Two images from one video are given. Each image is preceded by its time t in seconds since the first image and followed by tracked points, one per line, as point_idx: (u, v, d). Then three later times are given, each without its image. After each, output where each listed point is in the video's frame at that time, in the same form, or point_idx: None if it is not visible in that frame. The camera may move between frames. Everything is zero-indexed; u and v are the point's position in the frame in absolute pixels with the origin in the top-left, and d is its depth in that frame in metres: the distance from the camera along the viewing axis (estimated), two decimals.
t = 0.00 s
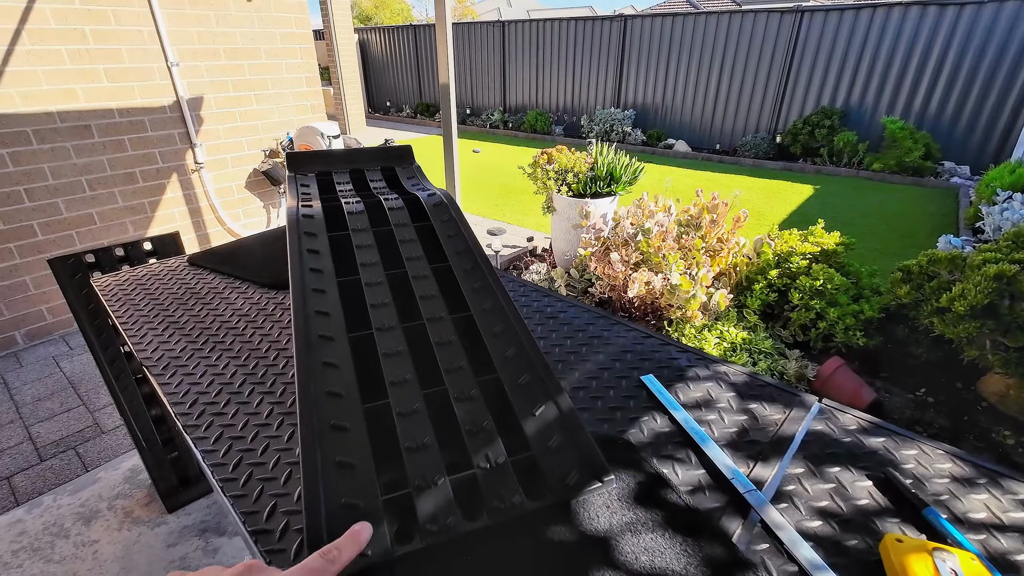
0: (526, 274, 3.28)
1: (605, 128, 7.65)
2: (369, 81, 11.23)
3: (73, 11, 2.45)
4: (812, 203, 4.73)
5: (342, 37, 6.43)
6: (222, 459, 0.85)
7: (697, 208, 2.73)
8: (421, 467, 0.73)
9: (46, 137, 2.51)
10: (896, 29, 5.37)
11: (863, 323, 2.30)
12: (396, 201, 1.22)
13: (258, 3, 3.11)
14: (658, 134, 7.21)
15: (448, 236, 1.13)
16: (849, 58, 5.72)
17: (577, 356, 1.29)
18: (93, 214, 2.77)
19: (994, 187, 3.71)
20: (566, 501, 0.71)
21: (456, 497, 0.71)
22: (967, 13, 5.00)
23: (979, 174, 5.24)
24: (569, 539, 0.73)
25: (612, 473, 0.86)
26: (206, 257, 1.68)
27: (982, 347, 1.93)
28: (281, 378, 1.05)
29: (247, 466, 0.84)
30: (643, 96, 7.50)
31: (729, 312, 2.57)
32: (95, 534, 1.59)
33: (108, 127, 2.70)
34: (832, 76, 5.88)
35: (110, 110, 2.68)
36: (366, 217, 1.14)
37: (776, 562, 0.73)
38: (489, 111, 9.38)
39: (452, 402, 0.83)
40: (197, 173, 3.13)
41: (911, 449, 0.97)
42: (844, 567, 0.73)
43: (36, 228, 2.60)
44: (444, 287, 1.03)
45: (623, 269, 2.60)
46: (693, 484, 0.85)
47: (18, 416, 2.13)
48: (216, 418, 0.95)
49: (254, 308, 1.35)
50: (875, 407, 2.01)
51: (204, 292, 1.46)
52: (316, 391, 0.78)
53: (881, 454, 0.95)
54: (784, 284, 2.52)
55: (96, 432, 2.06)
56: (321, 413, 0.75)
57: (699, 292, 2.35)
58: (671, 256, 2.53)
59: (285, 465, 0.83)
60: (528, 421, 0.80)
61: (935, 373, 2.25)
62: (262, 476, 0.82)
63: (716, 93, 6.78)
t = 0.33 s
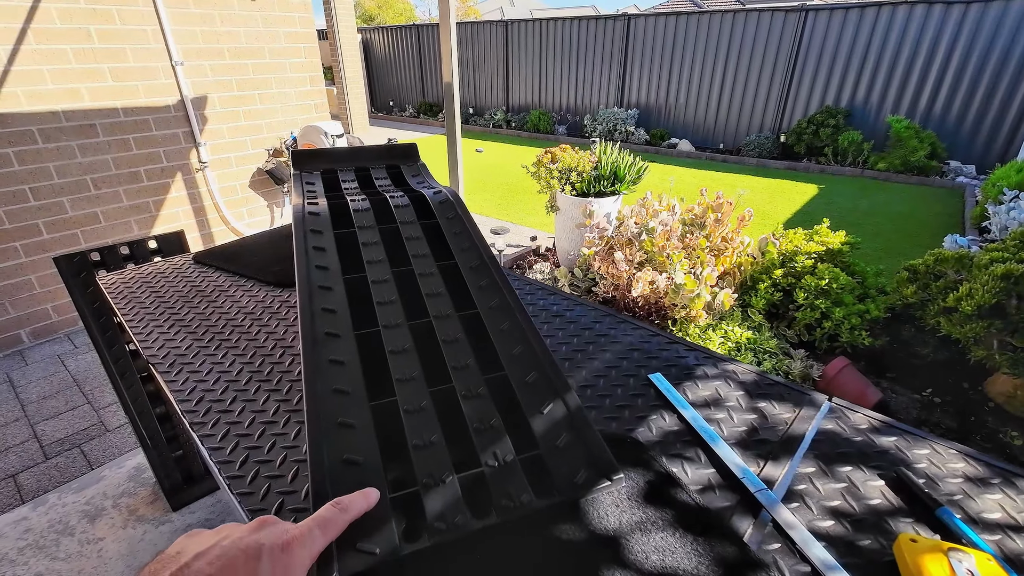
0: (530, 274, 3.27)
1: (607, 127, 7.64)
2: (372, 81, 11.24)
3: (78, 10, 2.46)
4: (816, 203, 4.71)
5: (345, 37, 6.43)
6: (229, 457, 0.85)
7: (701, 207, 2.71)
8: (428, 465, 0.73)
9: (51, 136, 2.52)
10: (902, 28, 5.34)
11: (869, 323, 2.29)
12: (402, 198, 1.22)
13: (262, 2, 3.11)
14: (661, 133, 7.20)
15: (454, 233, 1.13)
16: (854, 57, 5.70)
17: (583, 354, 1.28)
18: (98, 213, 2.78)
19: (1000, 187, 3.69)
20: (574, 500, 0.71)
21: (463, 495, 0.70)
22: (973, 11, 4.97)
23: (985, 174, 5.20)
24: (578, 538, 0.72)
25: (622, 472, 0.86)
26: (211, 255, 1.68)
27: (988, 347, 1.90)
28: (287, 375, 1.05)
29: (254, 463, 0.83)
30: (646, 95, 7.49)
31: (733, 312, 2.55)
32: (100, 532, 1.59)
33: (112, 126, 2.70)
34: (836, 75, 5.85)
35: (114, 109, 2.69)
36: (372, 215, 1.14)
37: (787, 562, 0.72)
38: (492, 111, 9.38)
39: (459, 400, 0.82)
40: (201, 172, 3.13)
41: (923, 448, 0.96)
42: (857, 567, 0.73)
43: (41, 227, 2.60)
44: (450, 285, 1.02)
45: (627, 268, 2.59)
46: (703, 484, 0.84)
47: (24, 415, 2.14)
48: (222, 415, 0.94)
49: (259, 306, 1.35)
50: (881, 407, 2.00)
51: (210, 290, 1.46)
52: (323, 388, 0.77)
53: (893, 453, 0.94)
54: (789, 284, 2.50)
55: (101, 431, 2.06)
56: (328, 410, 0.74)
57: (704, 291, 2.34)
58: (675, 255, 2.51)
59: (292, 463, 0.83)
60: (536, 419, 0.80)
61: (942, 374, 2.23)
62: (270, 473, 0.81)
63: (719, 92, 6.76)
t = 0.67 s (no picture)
0: (531, 273, 3.27)
1: (608, 126, 7.66)
2: (373, 79, 11.22)
3: (81, 9, 2.46)
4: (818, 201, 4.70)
5: (346, 35, 6.42)
6: (231, 456, 0.84)
7: (704, 206, 2.71)
8: (432, 465, 0.72)
9: (52, 135, 2.52)
10: (905, 26, 5.31)
11: (871, 322, 2.28)
12: (404, 197, 1.21)
13: None
14: (663, 132, 7.18)
15: (457, 232, 1.12)
16: (857, 56, 5.67)
17: (586, 353, 1.28)
18: (99, 212, 2.78)
19: (1003, 186, 3.68)
20: (579, 500, 0.71)
21: (468, 496, 0.70)
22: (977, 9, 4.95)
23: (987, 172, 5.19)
24: (582, 539, 0.73)
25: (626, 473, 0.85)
26: (213, 254, 1.68)
27: (992, 347, 1.89)
28: (289, 374, 1.05)
29: (257, 463, 0.83)
30: (648, 94, 7.47)
31: (735, 311, 2.55)
32: (102, 530, 1.59)
33: (114, 125, 2.70)
34: (839, 73, 5.84)
35: (115, 107, 2.69)
36: (375, 214, 1.13)
37: (794, 564, 0.71)
38: (493, 109, 9.37)
39: (463, 400, 0.81)
40: (203, 171, 3.13)
41: (929, 449, 0.95)
42: (864, 569, 0.72)
43: (42, 226, 2.60)
44: (453, 284, 1.01)
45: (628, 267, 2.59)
46: (708, 484, 0.84)
47: (25, 413, 2.14)
48: (224, 414, 0.94)
49: (261, 305, 1.34)
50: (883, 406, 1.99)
51: (212, 288, 1.46)
52: (326, 387, 0.77)
53: (899, 454, 0.94)
54: (791, 283, 2.50)
55: (103, 429, 2.06)
56: (331, 411, 0.74)
57: (706, 291, 2.34)
58: (678, 254, 2.50)
59: (295, 463, 0.83)
60: (540, 419, 0.79)
61: (945, 373, 2.22)
62: (272, 473, 0.81)
63: (721, 91, 6.74)
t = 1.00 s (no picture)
0: (532, 271, 3.27)
1: (609, 124, 7.66)
2: (374, 77, 11.21)
3: (80, 7, 2.45)
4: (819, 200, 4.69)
5: (347, 33, 6.41)
6: (230, 456, 0.84)
7: (704, 205, 2.71)
8: (431, 465, 0.72)
9: (53, 132, 2.51)
10: (906, 24, 5.30)
11: (871, 322, 2.27)
12: (404, 196, 1.21)
13: None
14: (664, 130, 7.16)
15: (457, 231, 1.12)
16: (858, 54, 5.66)
17: (585, 353, 1.28)
18: (100, 210, 2.78)
19: (1005, 184, 3.68)
20: (578, 500, 0.71)
21: (466, 496, 0.70)
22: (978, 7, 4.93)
23: (988, 171, 5.18)
24: (581, 540, 0.73)
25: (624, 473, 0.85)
26: (213, 252, 1.68)
27: (993, 347, 1.89)
28: (288, 373, 1.05)
29: (255, 462, 0.83)
30: (649, 92, 7.45)
31: (736, 310, 2.55)
32: (103, 528, 1.60)
33: (114, 122, 2.70)
34: (840, 72, 5.82)
35: (115, 105, 2.68)
36: (374, 213, 1.13)
37: (792, 565, 0.71)
38: (494, 107, 9.36)
39: (462, 400, 0.81)
40: (203, 169, 3.13)
41: (929, 449, 0.95)
42: (863, 570, 0.72)
43: (42, 224, 2.60)
44: (452, 284, 1.01)
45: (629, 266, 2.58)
46: (707, 485, 0.84)
47: (25, 411, 2.14)
48: (222, 414, 0.94)
49: (260, 304, 1.35)
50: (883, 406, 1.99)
51: (212, 287, 1.46)
52: (325, 387, 0.77)
53: (899, 455, 0.93)
54: (792, 282, 2.49)
55: (103, 427, 2.06)
56: (330, 411, 0.74)
57: (706, 289, 2.34)
58: (678, 252, 2.50)
59: (293, 462, 0.83)
60: (538, 419, 0.79)
61: (945, 373, 2.22)
62: (270, 472, 0.81)
63: (722, 89, 6.73)
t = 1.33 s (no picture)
0: (531, 270, 3.26)
1: (610, 123, 7.66)
2: (375, 76, 11.19)
3: (80, 5, 2.45)
4: (820, 199, 4.69)
5: (347, 32, 6.40)
6: (226, 455, 0.84)
7: (704, 204, 2.70)
8: (426, 466, 0.72)
9: (52, 131, 2.51)
10: (907, 24, 5.29)
11: (871, 322, 2.27)
12: (401, 195, 1.21)
13: None
14: (664, 129, 7.15)
15: (454, 231, 1.12)
16: (859, 52, 5.64)
17: (583, 352, 1.28)
18: (100, 208, 2.78)
19: (1006, 183, 3.68)
20: (573, 501, 0.71)
21: (461, 496, 0.70)
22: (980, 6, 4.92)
23: (988, 170, 5.17)
24: (577, 540, 0.72)
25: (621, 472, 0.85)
26: (212, 251, 1.68)
27: (992, 347, 1.89)
28: (285, 373, 1.05)
29: (251, 462, 0.83)
30: (649, 91, 7.44)
31: (735, 310, 2.55)
32: (102, 526, 1.60)
33: (114, 121, 2.69)
34: (841, 71, 5.81)
35: (115, 104, 2.68)
36: (371, 212, 1.13)
37: (787, 565, 0.71)
38: (495, 106, 9.35)
39: (458, 400, 0.81)
40: (203, 167, 3.12)
41: (926, 450, 0.95)
42: (858, 571, 0.72)
43: (42, 222, 2.60)
44: (449, 284, 1.01)
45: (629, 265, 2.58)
46: (703, 485, 0.84)
47: (25, 409, 2.14)
48: (219, 413, 0.94)
49: (258, 303, 1.35)
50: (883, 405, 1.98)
51: (210, 286, 1.46)
52: (320, 386, 0.77)
53: (896, 456, 0.93)
54: (792, 281, 2.49)
55: (102, 426, 2.06)
56: (326, 411, 0.74)
57: (706, 289, 2.34)
58: (678, 251, 2.49)
59: (288, 461, 0.83)
60: (535, 419, 0.79)
61: (944, 372, 2.22)
62: (266, 472, 0.81)
63: (722, 88, 6.72)
